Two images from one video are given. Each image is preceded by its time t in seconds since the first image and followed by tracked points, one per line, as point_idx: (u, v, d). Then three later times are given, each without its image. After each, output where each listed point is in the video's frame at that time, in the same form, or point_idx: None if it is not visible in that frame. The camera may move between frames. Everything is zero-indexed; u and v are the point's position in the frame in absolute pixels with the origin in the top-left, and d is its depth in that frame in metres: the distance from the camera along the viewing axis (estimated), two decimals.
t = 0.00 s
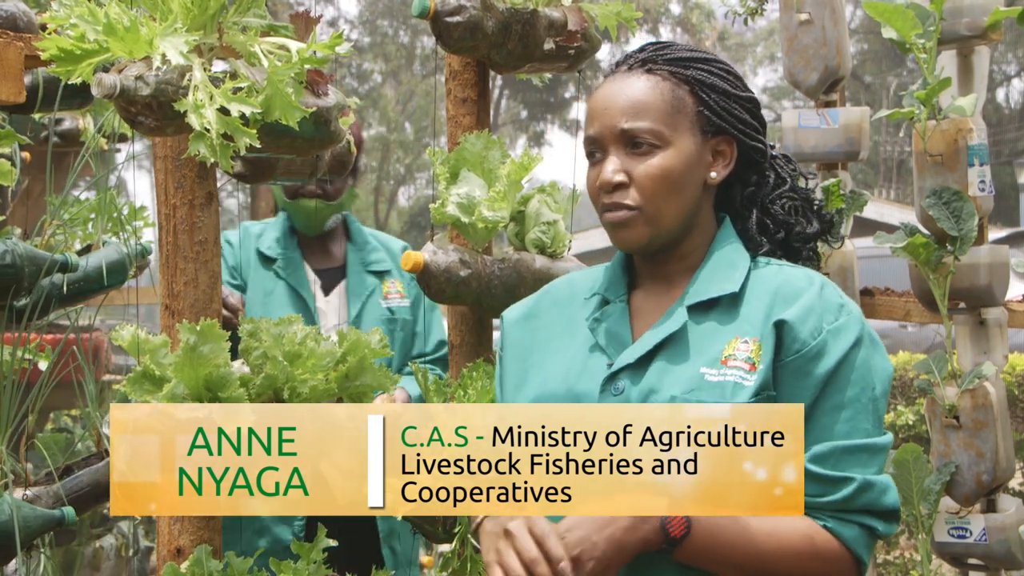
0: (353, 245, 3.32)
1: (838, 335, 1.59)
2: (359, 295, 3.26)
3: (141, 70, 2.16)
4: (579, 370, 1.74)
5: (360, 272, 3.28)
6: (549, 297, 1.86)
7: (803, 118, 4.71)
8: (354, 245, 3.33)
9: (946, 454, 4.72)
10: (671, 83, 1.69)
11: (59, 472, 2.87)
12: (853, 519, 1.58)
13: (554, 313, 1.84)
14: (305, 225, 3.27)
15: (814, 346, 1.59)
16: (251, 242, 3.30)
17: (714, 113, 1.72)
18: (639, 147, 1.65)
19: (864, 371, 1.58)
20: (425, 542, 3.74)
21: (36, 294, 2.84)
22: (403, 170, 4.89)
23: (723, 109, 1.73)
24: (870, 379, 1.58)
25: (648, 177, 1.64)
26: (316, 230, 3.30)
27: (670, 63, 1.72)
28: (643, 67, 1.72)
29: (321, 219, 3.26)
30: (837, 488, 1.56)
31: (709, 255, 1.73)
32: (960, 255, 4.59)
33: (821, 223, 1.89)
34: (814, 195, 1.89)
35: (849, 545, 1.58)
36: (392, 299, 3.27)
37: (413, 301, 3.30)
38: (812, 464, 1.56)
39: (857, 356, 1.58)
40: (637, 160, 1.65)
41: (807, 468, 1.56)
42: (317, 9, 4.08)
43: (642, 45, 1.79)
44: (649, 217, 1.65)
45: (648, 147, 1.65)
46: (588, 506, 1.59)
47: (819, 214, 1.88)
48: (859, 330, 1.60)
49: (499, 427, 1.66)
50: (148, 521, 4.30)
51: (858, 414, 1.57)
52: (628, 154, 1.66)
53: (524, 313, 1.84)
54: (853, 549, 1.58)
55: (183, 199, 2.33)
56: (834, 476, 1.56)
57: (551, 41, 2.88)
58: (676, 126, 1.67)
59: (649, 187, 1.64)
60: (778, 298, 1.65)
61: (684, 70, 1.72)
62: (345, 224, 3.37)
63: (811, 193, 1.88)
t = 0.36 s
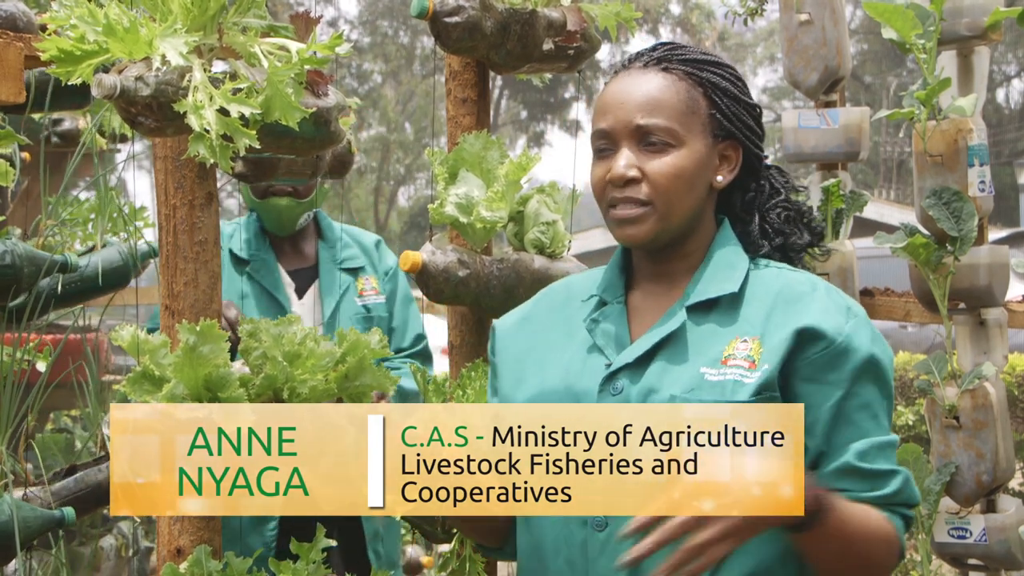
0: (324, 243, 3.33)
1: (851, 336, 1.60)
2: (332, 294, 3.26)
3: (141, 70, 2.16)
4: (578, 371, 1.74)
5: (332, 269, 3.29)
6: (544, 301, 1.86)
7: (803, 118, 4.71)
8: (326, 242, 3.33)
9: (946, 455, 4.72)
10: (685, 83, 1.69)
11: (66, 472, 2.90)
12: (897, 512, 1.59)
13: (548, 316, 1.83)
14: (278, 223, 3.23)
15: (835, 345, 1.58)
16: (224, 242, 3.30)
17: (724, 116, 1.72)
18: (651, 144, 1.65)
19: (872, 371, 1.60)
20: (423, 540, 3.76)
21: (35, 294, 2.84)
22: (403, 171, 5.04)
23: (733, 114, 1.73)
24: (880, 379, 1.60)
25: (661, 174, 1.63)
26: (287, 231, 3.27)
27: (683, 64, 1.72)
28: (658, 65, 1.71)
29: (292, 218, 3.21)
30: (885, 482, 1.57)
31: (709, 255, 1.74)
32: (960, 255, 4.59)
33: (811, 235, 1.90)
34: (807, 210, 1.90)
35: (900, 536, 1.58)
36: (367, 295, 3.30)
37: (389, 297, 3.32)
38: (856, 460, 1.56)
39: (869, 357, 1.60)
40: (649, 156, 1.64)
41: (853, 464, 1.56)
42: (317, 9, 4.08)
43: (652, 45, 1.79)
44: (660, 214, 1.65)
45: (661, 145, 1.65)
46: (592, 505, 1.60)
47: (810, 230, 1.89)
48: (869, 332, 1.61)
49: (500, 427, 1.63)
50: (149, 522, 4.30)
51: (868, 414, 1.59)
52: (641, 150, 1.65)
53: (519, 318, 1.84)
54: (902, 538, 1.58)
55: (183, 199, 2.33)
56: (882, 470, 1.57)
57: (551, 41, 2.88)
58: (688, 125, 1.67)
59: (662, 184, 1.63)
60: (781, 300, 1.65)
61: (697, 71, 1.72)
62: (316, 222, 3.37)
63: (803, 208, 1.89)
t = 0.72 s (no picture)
0: (337, 244, 3.32)
1: (854, 336, 1.61)
2: (343, 295, 3.25)
3: (141, 70, 2.16)
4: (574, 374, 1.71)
5: (345, 271, 3.28)
6: (537, 303, 1.84)
7: (803, 118, 4.71)
8: (338, 244, 3.32)
9: (946, 455, 4.73)
10: (711, 87, 1.70)
11: (73, 471, 2.89)
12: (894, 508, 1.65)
13: (540, 318, 1.81)
14: (291, 224, 3.22)
15: (846, 343, 1.59)
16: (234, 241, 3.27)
17: (736, 124, 1.76)
18: (689, 148, 1.64)
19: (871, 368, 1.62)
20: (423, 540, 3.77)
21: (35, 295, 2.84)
22: (403, 172, 5.07)
23: (740, 122, 1.76)
24: (876, 379, 1.64)
25: (697, 179, 1.63)
26: (300, 232, 3.27)
27: (708, 68, 1.73)
28: (685, 67, 1.71)
29: (305, 218, 3.21)
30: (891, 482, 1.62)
31: (706, 255, 1.74)
32: (960, 255, 4.59)
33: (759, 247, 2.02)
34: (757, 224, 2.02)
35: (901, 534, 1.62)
36: (380, 297, 3.29)
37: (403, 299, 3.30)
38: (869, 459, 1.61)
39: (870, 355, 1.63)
40: (689, 160, 1.64)
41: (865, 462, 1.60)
42: (317, 9, 4.09)
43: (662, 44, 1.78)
44: (691, 221, 1.65)
45: (700, 149, 1.64)
46: (591, 504, 1.57)
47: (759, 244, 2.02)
48: (868, 330, 1.64)
49: (499, 427, 1.60)
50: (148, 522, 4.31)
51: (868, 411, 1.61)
52: (675, 154, 1.64)
53: (512, 320, 1.82)
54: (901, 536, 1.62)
55: (183, 199, 2.33)
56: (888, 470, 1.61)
57: (551, 42, 2.88)
58: (717, 131, 1.67)
59: (697, 190, 1.63)
60: (779, 300, 1.66)
61: (720, 78, 1.73)
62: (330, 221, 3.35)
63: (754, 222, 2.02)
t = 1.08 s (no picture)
0: (382, 243, 3.22)
1: (836, 331, 1.61)
2: (378, 295, 3.17)
3: (140, 70, 2.16)
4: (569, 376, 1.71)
5: (385, 269, 3.20)
6: (531, 303, 1.84)
7: (803, 118, 4.71)
8: (384, 244, 3.22)
9: (946, 455, 4.73)
10: (729, 92, 1.71)
11: (76, 472, 2.88)
12: (872, 510, 1.62)
13: (534, 320, 1.81)
14: (331, 220, 3.09)
15: (813, 345, 1.61)
16: (280, 236, 3.32)
17: (743, 135, 1.79)
18: (696, 145, 1.64)
19: (863, 364, 1.61)
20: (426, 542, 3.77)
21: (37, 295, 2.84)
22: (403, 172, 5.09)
23: (747, 133, 1.80)
24: (868, 370, 1.61)
25: (700, 175, 1.63)
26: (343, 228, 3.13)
27: (729, 75, 1.74)
28: (709, 67, 1.71)
29: (349, 214, 3.08)
30: (857, 483, 1.58)
31: (698, 253, 1.73)
32: (960, 255, 4.59)
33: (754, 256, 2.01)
34: (750, 233, 2.01)
35: (873, 537, 1.61)
36: (418, 298, 3.21)
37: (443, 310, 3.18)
38: (826, 460, 1.58)
39: (852, 352, 1.61)
40: (692, 156, 1.64)
41: (820, 464, 1.57)
42: (317, 10, 4.10)
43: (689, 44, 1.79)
44: (688, 214, 1.65)
45: (705, 148, 1.64)
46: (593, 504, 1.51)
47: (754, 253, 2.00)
48: (852, 326, 1.62)
49: (496, 428, 1.52)
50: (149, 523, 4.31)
51: (864, 409, 1.59)
52: (684, 147, 1.64)
53: (505, 322, 1.82)
54: (874, 539, 1.61)
55: (183, 199, 2.34)
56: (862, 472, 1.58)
57: (551, 42, 2.87)
58: (728, 133, 1.68)
59: (698, 186, 1.63)
60: (769, 297, 1.67)
61: (739, 88, 1.75)
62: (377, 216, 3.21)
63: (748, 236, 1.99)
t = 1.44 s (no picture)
0: (411, 244, 3.23)
1: (826, 331, 1.57)
2: (397, 297, 3.11)
3: (140, 70, 2.16)
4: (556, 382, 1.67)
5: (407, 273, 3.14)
6: (521, 305, 1.80)
7: (803, 118, 4.71)
8: (413, 244, 3.23)
9: (946, 455, 4.73)
10: (708, 89, 1.70)
11: (75, 472, 2.89)
12: (872, 507, 1.56)
13: (525, 323, 1.77)
14: (360, 222, 3.17)
15: (802, 347, 1.57)
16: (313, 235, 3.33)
17: (727, 132, 1.76)
18: (675, 145, 1.63)
19: (854, 357, 1.57)
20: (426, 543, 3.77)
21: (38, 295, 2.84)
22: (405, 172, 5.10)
23: (730, 131, 1.77)
24: (860, 366, 1.57)
25: (679, 175, 1.62)
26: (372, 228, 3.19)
27: (708, 71, 1.72)
28: (686, 65, 1.70)
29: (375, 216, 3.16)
30: (853, 482, 1.54)
31: (685, 255, 1.71)
32: (960, 255, 4.59)
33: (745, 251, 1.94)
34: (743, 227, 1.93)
35: (872, 533, 1.55)
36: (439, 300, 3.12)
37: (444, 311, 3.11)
38: (821, 463, 1.53)
39: (842, 348, 1.57)
40: (672, 156, 1.63)
41: (817, 466, 1.53)
42: (318, 10, 4.11)
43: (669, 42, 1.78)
44: (667, 215, 1.64)
45: (684, 148, 1.63)
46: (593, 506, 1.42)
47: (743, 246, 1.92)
48: (842, 323, 1.59)
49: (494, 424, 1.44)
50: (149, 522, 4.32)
51: (858, 406, 1.55)
52: (662, 148, 1.63)
53: (496, 326, 1.77)
54: (875, 535, 1.56)
55: (183, 200, 2.34)
56: (851, 471, 1.53)
57: (551, 42, 2.87)
58: (708, 132, 1.67)
59: (678, 186, 1.62)
60: (755, 298, 1.63)
61: (718, 83, 1.74)
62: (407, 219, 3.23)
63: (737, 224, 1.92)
